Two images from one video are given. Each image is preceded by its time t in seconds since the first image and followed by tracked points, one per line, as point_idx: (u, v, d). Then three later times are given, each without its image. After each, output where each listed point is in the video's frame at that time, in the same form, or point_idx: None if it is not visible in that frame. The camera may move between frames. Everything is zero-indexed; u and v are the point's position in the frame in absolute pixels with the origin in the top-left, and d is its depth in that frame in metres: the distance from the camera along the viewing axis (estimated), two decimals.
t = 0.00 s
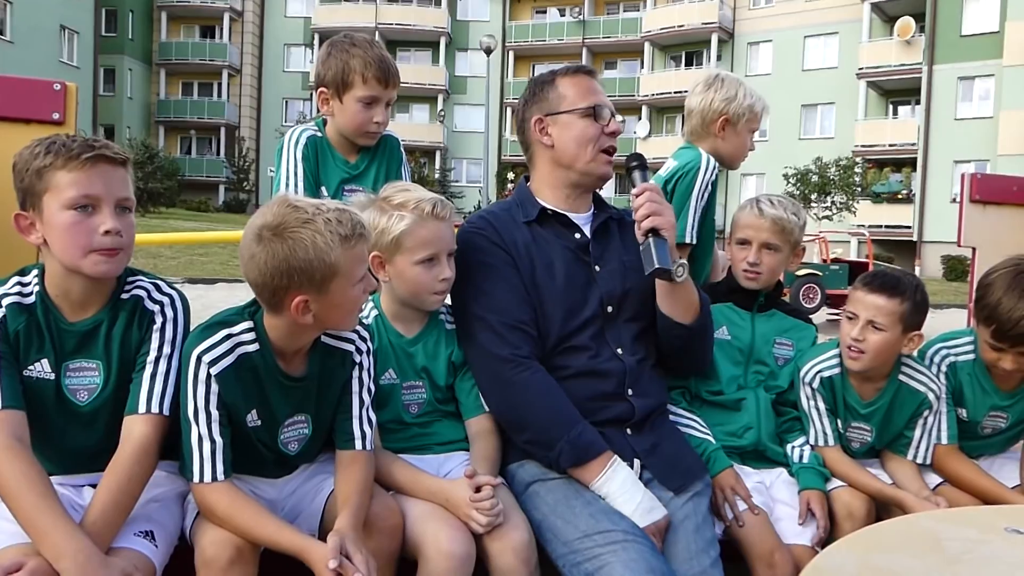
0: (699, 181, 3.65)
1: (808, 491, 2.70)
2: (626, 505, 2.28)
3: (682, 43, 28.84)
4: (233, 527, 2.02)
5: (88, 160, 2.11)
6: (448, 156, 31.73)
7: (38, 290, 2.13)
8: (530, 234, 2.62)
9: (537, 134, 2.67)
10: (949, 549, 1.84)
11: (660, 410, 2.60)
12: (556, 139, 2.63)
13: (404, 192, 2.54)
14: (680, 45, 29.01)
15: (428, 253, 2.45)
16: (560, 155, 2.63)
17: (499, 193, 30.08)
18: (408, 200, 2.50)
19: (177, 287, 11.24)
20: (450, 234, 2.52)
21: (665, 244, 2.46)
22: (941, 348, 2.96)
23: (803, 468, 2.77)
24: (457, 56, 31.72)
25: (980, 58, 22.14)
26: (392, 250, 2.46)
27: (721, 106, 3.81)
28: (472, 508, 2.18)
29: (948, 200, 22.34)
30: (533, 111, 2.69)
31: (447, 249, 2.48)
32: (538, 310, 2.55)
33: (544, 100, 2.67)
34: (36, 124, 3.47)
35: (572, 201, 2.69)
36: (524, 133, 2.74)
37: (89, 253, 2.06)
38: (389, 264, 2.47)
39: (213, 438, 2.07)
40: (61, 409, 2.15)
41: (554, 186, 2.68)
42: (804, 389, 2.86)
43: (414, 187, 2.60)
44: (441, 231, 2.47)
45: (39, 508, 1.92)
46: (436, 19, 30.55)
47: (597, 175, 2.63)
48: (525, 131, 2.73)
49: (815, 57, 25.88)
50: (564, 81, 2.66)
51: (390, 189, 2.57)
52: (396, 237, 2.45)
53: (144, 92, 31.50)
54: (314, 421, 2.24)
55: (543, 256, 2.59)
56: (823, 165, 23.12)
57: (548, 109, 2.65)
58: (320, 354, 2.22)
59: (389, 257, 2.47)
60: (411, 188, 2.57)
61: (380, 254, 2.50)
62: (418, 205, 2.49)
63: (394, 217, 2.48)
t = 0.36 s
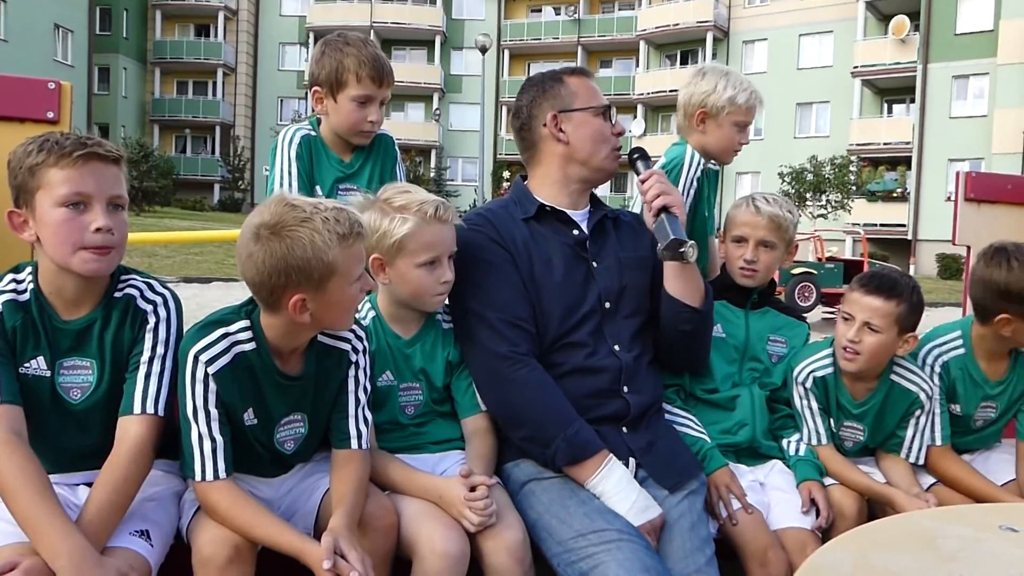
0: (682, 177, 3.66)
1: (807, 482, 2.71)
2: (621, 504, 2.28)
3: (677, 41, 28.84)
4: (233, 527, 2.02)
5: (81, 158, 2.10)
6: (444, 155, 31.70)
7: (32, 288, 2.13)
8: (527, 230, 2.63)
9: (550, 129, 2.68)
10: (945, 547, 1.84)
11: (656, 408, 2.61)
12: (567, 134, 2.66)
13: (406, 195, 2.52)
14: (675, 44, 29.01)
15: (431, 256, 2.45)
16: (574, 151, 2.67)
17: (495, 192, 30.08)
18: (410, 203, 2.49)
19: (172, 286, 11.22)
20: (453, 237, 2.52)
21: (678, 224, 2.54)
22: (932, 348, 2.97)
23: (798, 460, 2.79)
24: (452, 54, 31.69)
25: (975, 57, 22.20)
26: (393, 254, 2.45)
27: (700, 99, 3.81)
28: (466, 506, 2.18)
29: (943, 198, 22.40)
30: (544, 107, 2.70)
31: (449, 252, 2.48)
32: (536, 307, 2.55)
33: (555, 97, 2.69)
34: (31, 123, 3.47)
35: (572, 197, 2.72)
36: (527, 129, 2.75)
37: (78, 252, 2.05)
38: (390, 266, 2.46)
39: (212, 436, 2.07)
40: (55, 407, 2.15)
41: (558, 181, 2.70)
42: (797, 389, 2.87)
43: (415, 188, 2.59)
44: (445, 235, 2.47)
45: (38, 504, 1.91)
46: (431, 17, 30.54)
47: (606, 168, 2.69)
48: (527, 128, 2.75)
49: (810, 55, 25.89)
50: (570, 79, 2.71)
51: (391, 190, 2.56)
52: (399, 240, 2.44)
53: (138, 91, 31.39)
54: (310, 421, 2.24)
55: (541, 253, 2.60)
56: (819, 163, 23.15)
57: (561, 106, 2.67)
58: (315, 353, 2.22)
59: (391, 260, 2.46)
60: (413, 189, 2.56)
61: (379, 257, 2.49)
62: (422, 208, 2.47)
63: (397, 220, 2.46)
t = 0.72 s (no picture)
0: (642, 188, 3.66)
1: (798, 467, 2.77)
2: (618, 501, 2.29)
3: (673, 40, 28.86)
4: (229, 525, 2.03)
5: (82, 153, 2.12)
6: (440, 154, 31.73)
7: (25, 283, 2.13)
8: (529, 226, 2.65)
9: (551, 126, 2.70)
10: (941, 546, 1.86)
11: (653, 407, 2.62)
12: (572, 132, 2.68)
13: (427, 203, 2.45)
14: (672, 43, 29.02)
15: (465, 260, 2.42)
16: (578, 150, 2.68)
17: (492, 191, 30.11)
18: (440, 213, 2.42)
19: (169, 286, 11.22)
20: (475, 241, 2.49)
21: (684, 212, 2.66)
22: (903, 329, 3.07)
23: (788, 450, 2.83)
24: (449, 53, 31.67)
25: (971, 56, 22.25)
26: (431, 264, 2.38)
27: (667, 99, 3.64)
28: (465, 504, 2.20)
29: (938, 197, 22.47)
30: (550, 105, 2.70)
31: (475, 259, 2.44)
32: (537, 303, 2.56)
33: (561, 96, 2.70)
34: (27, 123, 3.48)
35: (574, 194, 2.73)
36: (532, 127, 2.75)
37: (78, 247, 2.05)
38: (427, 277, 2.39)
39: (208, 436, 2.08)
40: (46, 402, 2.16)
41: (562, 180, 2.71)
42: (795, 388, 2.88)
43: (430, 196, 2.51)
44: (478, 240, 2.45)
45: (30, 487, 1.88)
46: (428, 16, 30.54)
47: (608, 167, 2.71)
48: (531, 126, 2.75)
49: (805, 54, 25.92)
50: (574, 79, 2.72)
51: (412, 199, 2.48)
52: (438, 253, 2.37)
53: (134, 89, 31.31)
54: (308, 422, 2.25)
55: (543, 250, 2.62)
56: (815, 162, 23.23)
57: (567, 104, 2.68)
58: (314, 354, 2.23)
59: (428, 270, 2.39)
60: (430, 197, 2.48)
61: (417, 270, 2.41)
62: (453, 215, 2.43)
63: (433, 231, 2.39)
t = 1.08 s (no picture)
0: (635, 186, 3.67)
1: (766, 456, 2.77)
2: (615, 500, 2.29)
3: (671, 40, 28.87)
4: (230, 525, 2.03)
5: (90, 149, 2.16)
6: (438, 153, 31.73)
7: (21, 279, 2.14)
8: (527, 225, 2.65)
9: (550, 128, 2.70)
10: (939, 545, 1.86)
11: (651, 407, 2.62)
12: (569, 130, 2.67)
13: (430, 208, 2.44)
14: (669, 42, 29.02)
15: (471, 262, 2.41)
16: (575, 147, 2.68)
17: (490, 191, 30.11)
18: (445, 220, 2.41)
19: (167, 285, 11.23)
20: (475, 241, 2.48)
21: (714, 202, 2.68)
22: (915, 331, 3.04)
23: (766, 441, 2.83)
24: (446, 53, 31.68)
25: (968, 56, 22.28)
26: (440, 270, 2.37)
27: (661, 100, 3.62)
28: (467, 502, 2.20)
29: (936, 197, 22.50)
30: (546, 105, 2.71)
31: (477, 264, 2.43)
32: (536, 301, 2.56)
33: (556, 95, 2.70)
34: (24, 122, 3.51)
35: (572, 194, 2.73)
36: (529, 126, 2.75)
37: (97, 240, 2.11)
38: (437, 284, 2.38)
39: (209, 438, 2.07)
40: (43, 397, 2.17)
41: (560, 179, 2.71)
42: (795, 385, 2.87)
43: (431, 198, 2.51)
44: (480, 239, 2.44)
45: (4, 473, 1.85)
46: (425, 16, 30.54)
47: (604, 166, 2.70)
48: (528, 125, 2.75)
49: (803, 54, 25.93)
50: (568, 80, 2.72)
51: (416, 204, 2.47)
52: (448, 258, 2.37)
53: (131, 89, 31.27)
54: (310, 428, 2.25)
55: (543, 249, 2.62)
56: (812, 162, 23.27)
57: (561, 103, 2.69)
58: (320, 362, 2.22)
59: (437, 278, 2.38)
60: (433, 202, 2.48)
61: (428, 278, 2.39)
62: (456, 218, 2.42)
63: (441, 237, 2.38)
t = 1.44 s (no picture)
0: (634, 185, 3.66)
1: (765, 460, 2.76)
2: (615, 500, 2.29)
3: (669, 40, 28.87)
4: (237, 525, 2.02)
5: (82, 150, 2.16)
6: (437, 153, 31.73)
7: (18, 281, 2.12)
8: (528, 224, 2.64)
9: (549, 129, 2.70)
10: (938, 545, 1.85)
11: (651, 407, 2.62)
12: (569, 130, 2.68)
13: (423, 204, 2.45)
14: (668, 42, 29.02)
15: (464, 259, 2.41)
16: (575, 147, 2.68)
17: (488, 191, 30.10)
18: (437, 215, 2.41)
19: (165, 285, 11.22)
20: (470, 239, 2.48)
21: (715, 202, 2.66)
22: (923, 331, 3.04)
23: (764, 443, 2.82)
24: (445, 53, 31.68)
25: (968, 55, 22.28)
26: (431, 265, 2.37)
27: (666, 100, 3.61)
28: (466, 501, 2.20)
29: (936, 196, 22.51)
30: (546, 104, 2.71)
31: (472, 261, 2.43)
32: (535, 300, 2.56)
33: (556, 95, 2.71)
34: (23, 122, 3.51)
35: (572, 194, 2.73)
36: (529, 126, 2.75)
37: (97, 244, 2.12)
38: (429, 279, 2.38)
39: (215, 438, 2.07)
40: (39, 398, 2.15)
41: (560, 179, 2.71)
42: (795, 383, 2.87)
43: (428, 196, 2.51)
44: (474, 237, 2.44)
45: None
46: (424, 16, 30.54)
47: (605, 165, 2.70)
48: (528, 125, 2.75)
49: (802, 54, 25.94)
50: (569, 79, 2.72)
51: (412, 200, 2.46)
52: (439, 253, 2.37)
53: (131, 88, 31.26)
54: (313, 428, 2.24)
55: (543, 248, 2.61)
56: (811, 162, 23.29)
57: (563, 102, 2.69)
58: (323, 363, 2.21)
59: (429, 273, 2.38)
60: (430, 199, 2.48)
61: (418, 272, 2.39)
62: (450, 215, 2.42)
63: (432, 232, 2.39)
